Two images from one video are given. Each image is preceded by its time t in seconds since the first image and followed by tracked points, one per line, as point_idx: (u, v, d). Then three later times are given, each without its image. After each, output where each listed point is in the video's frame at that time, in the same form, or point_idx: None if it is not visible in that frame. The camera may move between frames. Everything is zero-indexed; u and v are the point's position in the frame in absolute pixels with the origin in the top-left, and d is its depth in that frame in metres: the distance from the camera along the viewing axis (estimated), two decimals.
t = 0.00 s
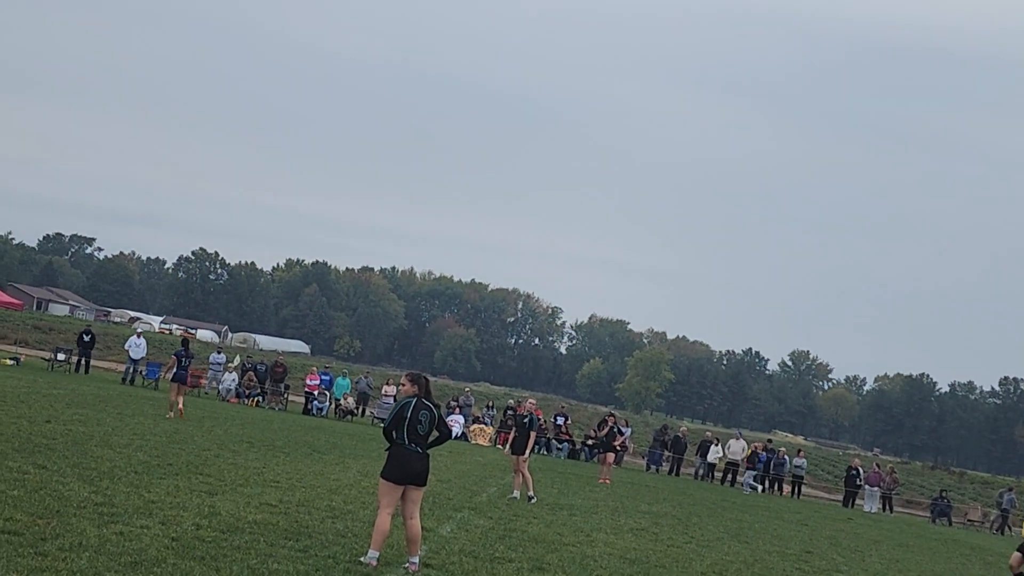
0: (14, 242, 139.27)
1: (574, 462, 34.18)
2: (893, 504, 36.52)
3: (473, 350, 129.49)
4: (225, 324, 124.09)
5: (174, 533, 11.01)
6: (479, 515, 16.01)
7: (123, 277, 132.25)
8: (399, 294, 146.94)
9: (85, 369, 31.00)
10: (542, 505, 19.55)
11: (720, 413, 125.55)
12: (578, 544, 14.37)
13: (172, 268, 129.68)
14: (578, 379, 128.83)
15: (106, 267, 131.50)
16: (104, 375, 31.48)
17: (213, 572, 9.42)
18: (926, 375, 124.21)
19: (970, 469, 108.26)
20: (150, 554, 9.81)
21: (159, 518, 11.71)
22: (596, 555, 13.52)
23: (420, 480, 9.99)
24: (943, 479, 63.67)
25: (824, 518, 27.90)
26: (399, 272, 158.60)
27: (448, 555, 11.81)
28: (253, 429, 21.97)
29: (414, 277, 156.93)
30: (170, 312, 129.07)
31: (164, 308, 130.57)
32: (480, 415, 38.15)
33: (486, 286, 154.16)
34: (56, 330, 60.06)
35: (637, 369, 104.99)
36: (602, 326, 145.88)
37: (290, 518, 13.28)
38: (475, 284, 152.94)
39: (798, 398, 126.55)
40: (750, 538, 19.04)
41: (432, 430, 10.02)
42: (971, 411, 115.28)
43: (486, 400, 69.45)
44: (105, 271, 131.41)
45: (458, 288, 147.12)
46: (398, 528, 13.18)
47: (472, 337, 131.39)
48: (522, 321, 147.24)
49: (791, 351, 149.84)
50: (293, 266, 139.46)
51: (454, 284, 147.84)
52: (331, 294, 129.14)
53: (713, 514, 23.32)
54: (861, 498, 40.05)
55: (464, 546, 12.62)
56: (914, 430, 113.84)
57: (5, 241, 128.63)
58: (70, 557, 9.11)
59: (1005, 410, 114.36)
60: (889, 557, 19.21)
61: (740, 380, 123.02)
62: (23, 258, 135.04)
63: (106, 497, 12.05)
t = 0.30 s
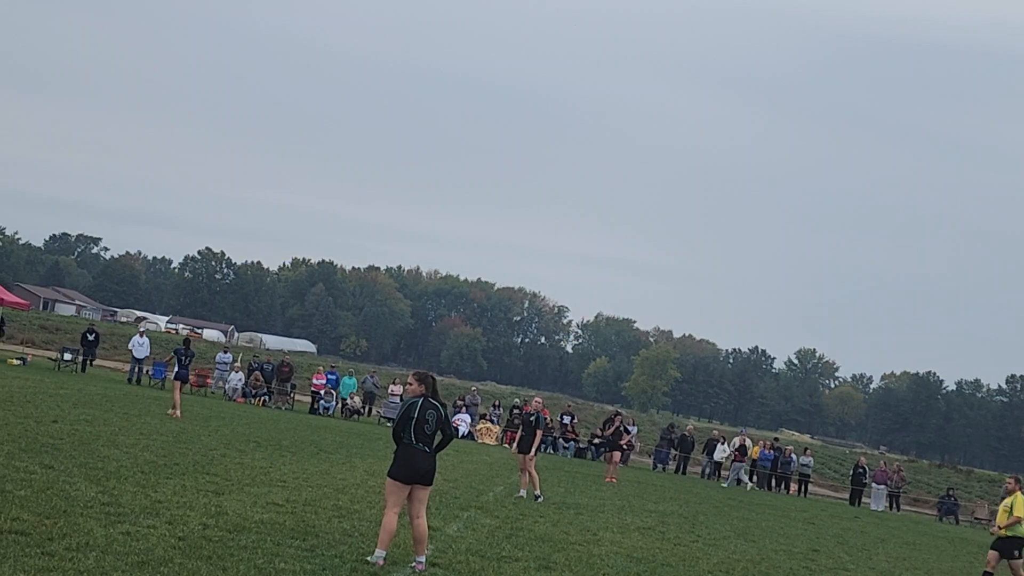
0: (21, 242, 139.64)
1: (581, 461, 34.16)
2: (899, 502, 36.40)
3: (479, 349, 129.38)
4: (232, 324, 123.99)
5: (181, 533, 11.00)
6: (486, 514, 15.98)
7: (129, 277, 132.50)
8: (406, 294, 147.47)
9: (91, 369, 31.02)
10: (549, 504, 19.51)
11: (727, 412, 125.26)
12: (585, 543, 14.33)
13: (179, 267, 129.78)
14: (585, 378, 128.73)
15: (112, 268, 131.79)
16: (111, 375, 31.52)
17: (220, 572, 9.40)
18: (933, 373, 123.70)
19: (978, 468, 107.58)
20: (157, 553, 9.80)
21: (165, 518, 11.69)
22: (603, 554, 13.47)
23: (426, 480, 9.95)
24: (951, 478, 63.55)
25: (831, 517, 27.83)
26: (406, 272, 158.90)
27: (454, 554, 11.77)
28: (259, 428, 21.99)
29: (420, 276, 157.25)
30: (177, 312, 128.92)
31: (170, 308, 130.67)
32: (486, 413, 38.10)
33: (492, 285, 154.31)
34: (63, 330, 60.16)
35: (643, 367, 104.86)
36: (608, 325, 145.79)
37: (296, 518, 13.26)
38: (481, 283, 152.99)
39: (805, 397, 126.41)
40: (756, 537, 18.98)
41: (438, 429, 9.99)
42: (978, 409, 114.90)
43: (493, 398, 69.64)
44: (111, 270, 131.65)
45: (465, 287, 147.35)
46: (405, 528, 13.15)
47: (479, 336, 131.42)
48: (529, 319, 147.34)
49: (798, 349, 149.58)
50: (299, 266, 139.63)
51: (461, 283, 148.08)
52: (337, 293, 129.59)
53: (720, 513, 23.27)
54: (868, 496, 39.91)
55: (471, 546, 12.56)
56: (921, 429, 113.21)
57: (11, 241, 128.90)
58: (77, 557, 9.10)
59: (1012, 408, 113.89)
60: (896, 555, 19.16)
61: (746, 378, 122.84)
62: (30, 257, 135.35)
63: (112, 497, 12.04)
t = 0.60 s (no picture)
0: (25, 243, 139.80)
1: (585, 460, 34.15)
2: (904, 501, 36.29)
3: (483, 349, 129.20)
4: (236, 324, 123.97)
5: (184, 533, 11.00)
6: (490, 514, 15.98)
7: (133, 277, 132.64)
8: (410, 294, 147.61)
9: (95, 369, 31.10)
10: (554, 503, 19.53)
11: (731, 412, 124.96)
12: (589, 542, 14.34)
13: (182, 267, 129.82)
14: (589, 378, 128.65)
15: (116, 268, 131.97)
16: (115, 376, 31.54)
17: (224, 572, 9.41)
18: (938, 372, 123.43)
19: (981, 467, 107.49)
20: (161, 554, 9.82)
21: (169, 518, 11.71)
22: (607, 553, 13.46)
23: (430, 480, 9.95)
24: (955, 476, 63.42)
25: (837, 516, 27.77)
26: (409, 272, 158.94)
27: (458, 554, 11.77)
28: (263, 428, 22.01)
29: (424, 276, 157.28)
30: (181, 312, 128.91)
31: (174, 309, 130.74)
32: (490, 413, 38.10)
33: (495, 284, 154.36)
34: (67, 331, 60.29)
35: (647, 366, 104.74)
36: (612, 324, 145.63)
37: (300, 518, 13.25)
38: (484, 282, 152.99)
39: (809, 396, 126.13)
40: (760, 536, 18.96)
41: (442, 428, 9.99)
42: (981, 407, 114.72)
43: (497, 398, 69.57)
44: (115, 271, 131.83)
45: (469, 287, 147.29)
46: (408, 527, 13.16)
47: (482, 336, 131.31)
48: (532, 319, 147.24)
49: (802, 349, 149.35)
50: (302, 266, 139.72)
51: (464, 283, 148.10)
52: (340, 292, 129.50)
53: (724, 512, 23.22)
54: (873, 494, 39.81)
55: (475, 546, 12.56)
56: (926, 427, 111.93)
57: (15, 242, 129.01)
58: (81, 558, 9.12)
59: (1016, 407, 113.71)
60: (900, 554, 19.13)
61: (750, 377, 122.61)
62: (34, 259, 135.51)
63: (115, 497, 12.07)
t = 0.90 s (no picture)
0: (26, 244, 139.88)
1: (587, 459, 34.14)
2: (906, 499, 36.25)
3: (484, 348, 129.11)
4: (237, 324, 123.99)
5: (187, 533, 11.01)
6: (492, 513, 15.97)
7: (135, 278, 132.73)
8: (411, 293, 147.67)
9: (96, 370, 31.10)
10: (555, 502, 19.49)
11: (732, 411, 124.78)
12: (590, 541, 14.34)
13: (183, 268, 129.74)
14: (590, 377, 128.67)
15: (117, 268, 132.09)
16: (117, 376, 31.55)
17: (225, 572, 9.40)
18: (940, 370, 123.31)
19: (983, 465, 107.44)
20: (163, 554, 9.82)
21: (172, 518, 11.71)
22: (608, 552, 13.44)
23: (432, 479, 9.94)
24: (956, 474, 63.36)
25: (839, 515, 27.73)
26: (410, 271, 158.99)
27: (460, 554, 11.75)
28: (265, 429, 22.02)
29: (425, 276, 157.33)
30: (182, 312, 128.96)
31: (175, 309, 130.83)
32: (491, 413, 38.05)
33: (496, 284, 154.42)
34: (68, 332, 60.32)
35: (648, 366, 104.63)
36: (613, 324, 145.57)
37: (302, 518, 13.24)
38: (485, 282, 152.94)
39: (810, 395, 126.00)
40: (762, 535, 18.94)
41: (444, 428, 9.99)
42: (983, 406, 114.74)
43: (498, 397, 69.48)
44: (117, 271, 131.99)
45: (470, 287, 147.23)
46: (410, 527, 13.18)
47: (484, 335, 131.23)
48: (534, 319, 147.16)
49: (804, 347, 149.27)
50: (303, 267, 139.68)
51: (466, 283, 148.11)
52: (342, 292, 129.56)
53: (726, 511, 23.20)
54: (874, 493, 39.78)
55: (477, 545, 12.55)
56: (927, 426, 111.61)
57: (16, 243, 129.02)
58: (83, 558, 9.12)
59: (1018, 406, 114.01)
60: (902, 552, 19.10)
61: (752, 376, 122.68)
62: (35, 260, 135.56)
63: (117, 497, 12.08)
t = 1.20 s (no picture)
0: (26, 244, 139.92)
1: (587, 458, 34.13)
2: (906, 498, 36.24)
3: (484, 347, 129.11)
4: (237, 324, 124.05)
5: (187, 533, 11.00)
6: (493, 512, 15.97)
7: (135, 277, 132.77)
8: (411, 293, 147.73)
9: (98, 369, 31.13)
10: (556, 501, 19.51)
11: (732, 409, 124.70)
12: (591, 540, 14.33)
13: (183, 267, 129.67)
14: (590, 376, 128.71)
15: (117, 268, 132.16)
16: (117, 376, 31.54)
17: (226, 571, 9.40)
18: (940, 369, 123.27)
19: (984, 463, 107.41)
20: (164, 553, 9.81)
21: (173, 517, 11.72)
22: (609, 551, 13.45)
23: (434, 478, 9.93)
24: (956, 473, 63.32)
25: (839, 513, 27.71)
26: (410, 271, 159.03)
27: (461, 553, 11.76)
28: (266, 428, 22.01)
29: (425, 275, 157.38)
30: (182, 312, 128.86)
31: (175, 308, 130.71)
32: (492, 412, 38.05)
33: (497, 283, 154.36)
34: (69, 331, 60.32)
35: (648, 365, 104.59)
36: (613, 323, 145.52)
37: (302, 517, 13.24)
38: (485, 281, 152.93)
39: (810, 394, 125.97)
40: (763, 534, 18.91)
41: (444, 427, 9.99)
42: (983, 404, 114.73)
43: (498, 396, 69.55)
44: (117, 271, 131.98)
45: (471, 286, 147.21)
46: (411, 527, 13.19)
47: (484, 334, 131.19)
48: (534, 318, 147.17)
49: (804, 346, 149.29)
50: (303, 266, 139.66)
51: (466, 282, 148.16)
52: (342, 291, 129.47)
53: (726, 510, 23.19)
54: (874, 492, 39.76)
55: (478, 544, 12.55)
56: (927, 425, 111.53)
57: (16, 243, 129.02)
58: (83, 558, 9.11)
59: (1019, 404, 114.50)
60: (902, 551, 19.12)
61: (752, 375, 122.76)
62: (35, 259, 135.56)
63: (118, 497, 12.05)
